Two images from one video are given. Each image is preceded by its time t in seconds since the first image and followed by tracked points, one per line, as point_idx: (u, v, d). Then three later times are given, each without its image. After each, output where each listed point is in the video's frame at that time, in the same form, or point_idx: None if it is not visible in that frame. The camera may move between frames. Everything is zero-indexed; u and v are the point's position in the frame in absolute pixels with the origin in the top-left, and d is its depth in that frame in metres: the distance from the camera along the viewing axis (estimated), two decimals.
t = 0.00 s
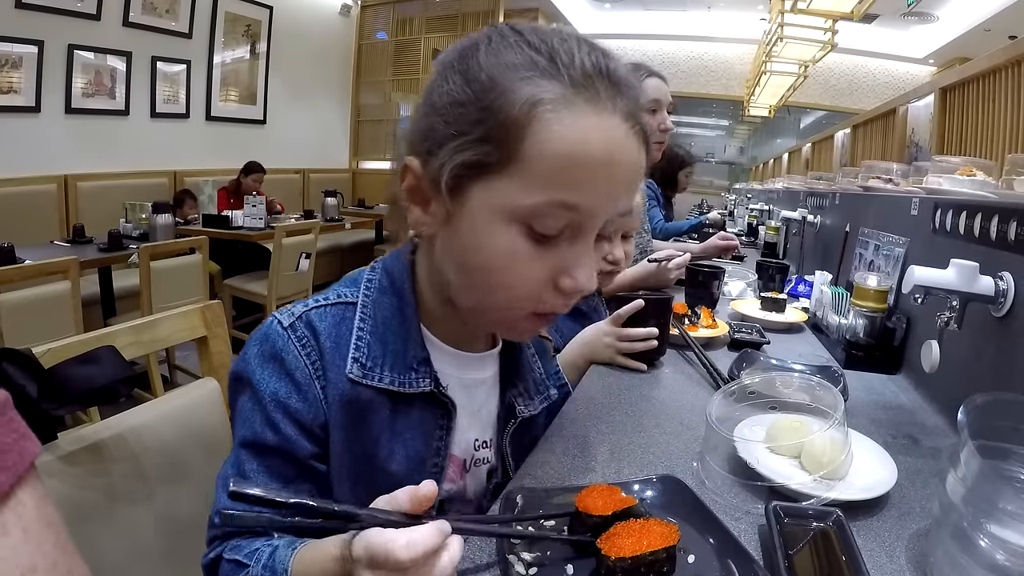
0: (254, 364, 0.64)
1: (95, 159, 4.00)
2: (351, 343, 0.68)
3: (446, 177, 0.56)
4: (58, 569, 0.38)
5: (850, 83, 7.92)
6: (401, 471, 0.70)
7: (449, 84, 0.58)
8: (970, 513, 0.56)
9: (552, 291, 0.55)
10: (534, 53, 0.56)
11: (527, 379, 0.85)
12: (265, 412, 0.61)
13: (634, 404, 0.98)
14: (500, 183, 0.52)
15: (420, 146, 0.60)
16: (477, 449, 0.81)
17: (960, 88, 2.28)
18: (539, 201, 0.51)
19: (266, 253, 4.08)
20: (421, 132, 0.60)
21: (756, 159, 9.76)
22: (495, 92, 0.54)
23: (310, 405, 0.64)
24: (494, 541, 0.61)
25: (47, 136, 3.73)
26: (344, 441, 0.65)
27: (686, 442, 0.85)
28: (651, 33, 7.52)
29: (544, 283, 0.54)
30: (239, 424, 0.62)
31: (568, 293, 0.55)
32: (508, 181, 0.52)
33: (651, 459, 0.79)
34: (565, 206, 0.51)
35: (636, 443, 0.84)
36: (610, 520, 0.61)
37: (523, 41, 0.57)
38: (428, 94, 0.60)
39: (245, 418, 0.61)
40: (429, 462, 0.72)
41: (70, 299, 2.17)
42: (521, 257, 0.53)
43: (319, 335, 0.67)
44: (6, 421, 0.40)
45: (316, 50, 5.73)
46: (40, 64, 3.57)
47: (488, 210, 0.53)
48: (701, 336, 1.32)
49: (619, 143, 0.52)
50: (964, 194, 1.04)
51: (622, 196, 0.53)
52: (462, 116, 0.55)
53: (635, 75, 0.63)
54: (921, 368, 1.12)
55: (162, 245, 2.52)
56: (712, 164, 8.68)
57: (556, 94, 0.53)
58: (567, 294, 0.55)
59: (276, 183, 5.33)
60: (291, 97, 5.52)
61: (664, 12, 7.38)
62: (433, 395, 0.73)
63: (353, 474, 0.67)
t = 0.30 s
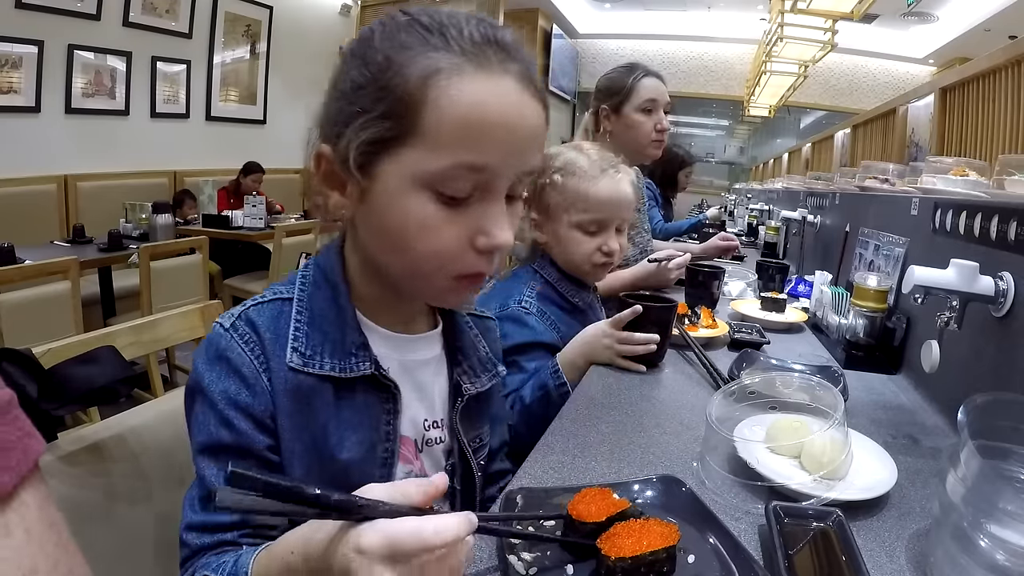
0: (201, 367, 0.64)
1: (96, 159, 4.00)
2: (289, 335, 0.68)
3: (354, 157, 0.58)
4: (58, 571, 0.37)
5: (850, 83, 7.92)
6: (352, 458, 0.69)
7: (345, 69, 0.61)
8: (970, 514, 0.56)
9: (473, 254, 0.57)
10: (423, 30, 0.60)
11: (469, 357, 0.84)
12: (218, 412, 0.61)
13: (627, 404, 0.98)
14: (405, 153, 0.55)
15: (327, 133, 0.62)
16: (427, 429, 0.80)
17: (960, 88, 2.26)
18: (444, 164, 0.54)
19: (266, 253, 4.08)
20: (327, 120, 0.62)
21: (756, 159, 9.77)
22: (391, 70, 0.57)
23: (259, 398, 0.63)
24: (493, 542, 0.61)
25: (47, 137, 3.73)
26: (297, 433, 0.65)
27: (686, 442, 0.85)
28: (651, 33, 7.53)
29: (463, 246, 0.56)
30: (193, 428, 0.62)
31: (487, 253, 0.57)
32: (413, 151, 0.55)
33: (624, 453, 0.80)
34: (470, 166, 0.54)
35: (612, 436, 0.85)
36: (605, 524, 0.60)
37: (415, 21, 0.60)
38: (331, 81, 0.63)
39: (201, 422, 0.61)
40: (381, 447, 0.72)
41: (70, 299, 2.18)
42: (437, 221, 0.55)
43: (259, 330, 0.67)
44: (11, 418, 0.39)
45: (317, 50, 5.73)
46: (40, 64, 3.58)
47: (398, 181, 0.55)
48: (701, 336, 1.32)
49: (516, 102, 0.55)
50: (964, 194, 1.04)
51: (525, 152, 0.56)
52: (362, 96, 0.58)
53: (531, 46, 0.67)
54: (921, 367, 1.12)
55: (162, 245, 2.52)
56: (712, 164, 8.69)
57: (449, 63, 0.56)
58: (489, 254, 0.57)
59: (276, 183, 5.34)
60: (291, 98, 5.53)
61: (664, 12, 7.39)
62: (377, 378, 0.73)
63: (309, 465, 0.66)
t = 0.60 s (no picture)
0: (176, 374, 0.63)
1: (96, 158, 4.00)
2: (260, 332, 0.68)
3: (308, 149, 0.63)
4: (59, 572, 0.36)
5: (850, 83, 7.92)
6: (332, 452, 0.69)
7: (300, 69, 0.67)
8: (970, 513, 0.56)
9: (427, 237, 0.61)
10: (367, 30, 0.65)
11: (440, 345, 0.85)
12: (197, 415, 0.61)
13: (615, 403, 0.98)
14: (356, 144, 0.60)
15: (284, 132, 0.67)
16: (404, 419, 0.80)
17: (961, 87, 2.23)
18: (393, 151, 0.59)
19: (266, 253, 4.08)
20: (284, 116, 0.68)
21: (756, 159, 9.76)
22: (339, 65, 0.63)
23: (235, 396, 0.63)
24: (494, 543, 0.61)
25: (47, 136, 3.73)
26: (276, 428, 0.65)
27: (687, 442, 0.85)
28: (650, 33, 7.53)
29: (417, 231, 0.61)
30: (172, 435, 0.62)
31: (440, 235, 0.61)
32: (364, 141, 0.60)
33: (603, 446, 0.82)
34: (417, 151, 0.59)
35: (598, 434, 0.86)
36: (602, 525, 0.60)
37: (360, 20, 0.66)
38: (288, 81, 0.69)
39: (180, 427, 0.61)
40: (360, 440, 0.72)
41: (70, 299, 2.18)
42: (390, 207, 0.60)
43: (231, 330, 0.67)
44: (10, 417, 0.37)
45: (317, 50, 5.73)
46: (40, 64, 3.57)
47: (351, 170, 0.60)
48: (701, 336, 1.32)
49: (458, 88, 0.61)
50: (963, 193, 1.04)
51: (470, 134, 0.61)
52: (315, 93, 0.64)
53: (475, 37, 0.73)
54: (921, 368, 1.12)
55: (162, 245, 2.52)
56: (711, 164, 8.69)
57: (394, 55, 0.62)
58: (442, 236, 0.62)
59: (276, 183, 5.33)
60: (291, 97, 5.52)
61: (664, 12, 7.39)
62: (350, 370, 0.73)
63: (290, 460, 0.66)
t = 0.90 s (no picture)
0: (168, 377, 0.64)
1: (95, 158, 4.00)
2: (250, 332, 0.68)
3: (296, 147, 0.63)
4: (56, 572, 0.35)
5: (850, 83, 7.92)
6: (325, 449, 0.70)
7: (289, 67, 0.67)
8: (971, 514, 0.56)
9: (415, 236, 0.62)
10: (355, 28, 0.65)
11: (432, 341, 0.85)
12: (189, 418, 0.62)
13: (611, 403, 0.97)
14: (345, 143, 0.61)
15: (272, 129, 0.67)
16: (398, 415, 0.80)
17: (960, 87, 2.27)
18: (381, 150, 0.59)
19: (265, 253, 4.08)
20: (273, 114, 0.68)
21: (756, 159, 9.77)
22: (327, 64, 0.63)
23: (226, 397, 0.64)
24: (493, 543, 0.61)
25: (47, 136, 3.73)
26: (268, 428, 0.66)
27: (687, 442, 0.85)
28: (650, 33, 7.54)
29: (405, 229, 0.61)
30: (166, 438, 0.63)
31: (427, 234, 0.62)
32: (353, 140, 0.60)
33: (597, 445, 0.82)
34: (405, 151, 0.59)
35: (593, 433, 0.86)
36: (601, 525, 0.60)
37: (349, 19, 0.66)
38: (278, 78, 0.68)
39: (173, 429, 0.62)
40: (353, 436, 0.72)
41: (70, 299, 2.18)
42: (378, 206, 0.60)
43: (221, 331, 0.67)
44: (6, 416, 0.34)
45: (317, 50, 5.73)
46: (40, 64, 3.57)
47: (340, 169, 0.61)
48: (701, 336, 1.32)
49: (446, 88, 0.61)
50: (963, 194, 1.04)
51: (458, 134, 0.61)
52: (304, 91, 0.64)
53: (463, 36, 0.74)
54: (921, 368, 1.12)
55: (162, 245, 2.52)
56: (711, 164, 8.69)
57: (383, 55, 0.62)
58: (430, 235, 0.62)
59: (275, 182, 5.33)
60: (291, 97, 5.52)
61: (664, 12, 7.39)
62: (342, 367, 0.73)
63: (284, 458, 0.67)
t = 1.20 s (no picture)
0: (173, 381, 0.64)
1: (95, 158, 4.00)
2: (253, 334, 0.68)
3: (292, 151, 0.63)
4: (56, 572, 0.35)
5: (850, 83, 7.92)
6: (328, 449, 0.69)
7: (285, 70, 0.67)
8: (971, 514, 0.56)
9: (412, 237, 0.62)
10: (349, 30, 0.65)
11: (432, 341, 0.85)
12: (195, 422, 0.62)
13: (615, 404, 0.97)
14: (341, 145, 0.61)
15: (268, 132, 0.67)
16: (399, 415, 0.80)
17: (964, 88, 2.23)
18: (377, 152, 0.59)
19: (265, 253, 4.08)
20: (269, 117, 0.68)
21: (756, 159, 9.76)
22: (322, 67, 0.63)
23: (230, 400, 0.64)
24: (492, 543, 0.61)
25: (47, 136, 3.72)
26: (273, 430, 0.66)
27: (686, 442, 0.85)
28: (650, 33, 7.54)
29: (402, 231, 0.61)
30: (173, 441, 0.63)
31: (424, 235, 0.62)
32: (348, 142, 0.60)
33: (598, 446, 0.82)
34: (400, 153, 0.59)
35: (594, 434, 0.86)
36: (601, 524, 0.60)
37: (344, 21, 0.66)
38: (274, 81, 0.69)
39: (179, 433, 0.62)
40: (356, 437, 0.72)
41: (70, 299, 2.18)
42: (375, 207, 0.60)
43: (224, 334, 0.67)
44: (6, 415, 0.34)
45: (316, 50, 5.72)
46: (40, 64, 3.57)
47: (336, 171, 0.60)
48: (701, 336, 1.32)
49: (441, 88, 0.61)
50: (963, 194, 1.04)
51: (453, 134, 0.61)
52: (300, 94, 0.64)
53: (458, 36, 0.73)
54: (921, 368, 1.12)
55: (162, 245, 2.52)
56: (711, 164, 8.69)
57: (376, 57, 0.62)
58: (427, 236, 0.62)
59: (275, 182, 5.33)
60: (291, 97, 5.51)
61: (665, 12, 7.39)
62: (344, 368, 0.73)
63: (288, 460, 0.67)
